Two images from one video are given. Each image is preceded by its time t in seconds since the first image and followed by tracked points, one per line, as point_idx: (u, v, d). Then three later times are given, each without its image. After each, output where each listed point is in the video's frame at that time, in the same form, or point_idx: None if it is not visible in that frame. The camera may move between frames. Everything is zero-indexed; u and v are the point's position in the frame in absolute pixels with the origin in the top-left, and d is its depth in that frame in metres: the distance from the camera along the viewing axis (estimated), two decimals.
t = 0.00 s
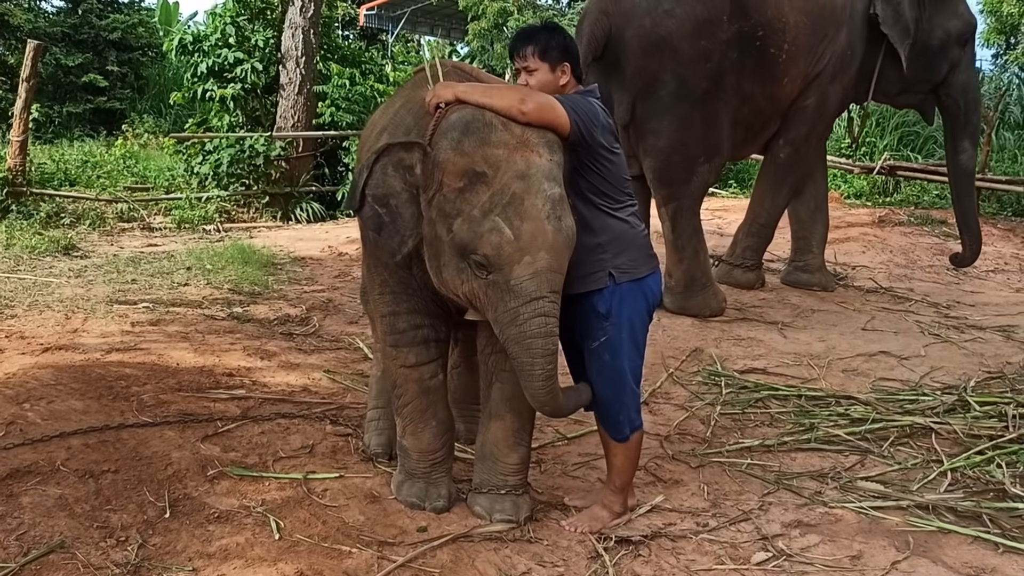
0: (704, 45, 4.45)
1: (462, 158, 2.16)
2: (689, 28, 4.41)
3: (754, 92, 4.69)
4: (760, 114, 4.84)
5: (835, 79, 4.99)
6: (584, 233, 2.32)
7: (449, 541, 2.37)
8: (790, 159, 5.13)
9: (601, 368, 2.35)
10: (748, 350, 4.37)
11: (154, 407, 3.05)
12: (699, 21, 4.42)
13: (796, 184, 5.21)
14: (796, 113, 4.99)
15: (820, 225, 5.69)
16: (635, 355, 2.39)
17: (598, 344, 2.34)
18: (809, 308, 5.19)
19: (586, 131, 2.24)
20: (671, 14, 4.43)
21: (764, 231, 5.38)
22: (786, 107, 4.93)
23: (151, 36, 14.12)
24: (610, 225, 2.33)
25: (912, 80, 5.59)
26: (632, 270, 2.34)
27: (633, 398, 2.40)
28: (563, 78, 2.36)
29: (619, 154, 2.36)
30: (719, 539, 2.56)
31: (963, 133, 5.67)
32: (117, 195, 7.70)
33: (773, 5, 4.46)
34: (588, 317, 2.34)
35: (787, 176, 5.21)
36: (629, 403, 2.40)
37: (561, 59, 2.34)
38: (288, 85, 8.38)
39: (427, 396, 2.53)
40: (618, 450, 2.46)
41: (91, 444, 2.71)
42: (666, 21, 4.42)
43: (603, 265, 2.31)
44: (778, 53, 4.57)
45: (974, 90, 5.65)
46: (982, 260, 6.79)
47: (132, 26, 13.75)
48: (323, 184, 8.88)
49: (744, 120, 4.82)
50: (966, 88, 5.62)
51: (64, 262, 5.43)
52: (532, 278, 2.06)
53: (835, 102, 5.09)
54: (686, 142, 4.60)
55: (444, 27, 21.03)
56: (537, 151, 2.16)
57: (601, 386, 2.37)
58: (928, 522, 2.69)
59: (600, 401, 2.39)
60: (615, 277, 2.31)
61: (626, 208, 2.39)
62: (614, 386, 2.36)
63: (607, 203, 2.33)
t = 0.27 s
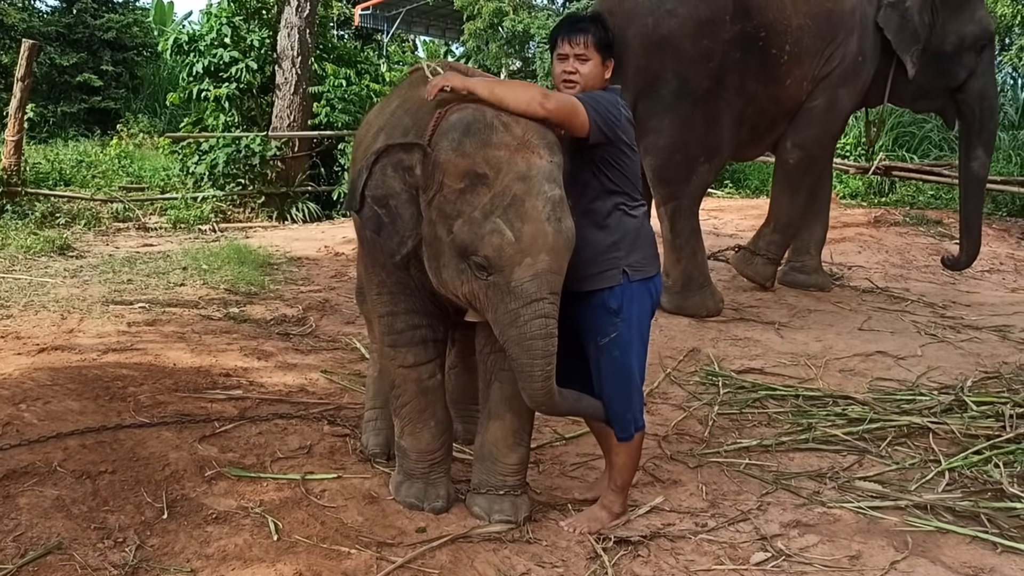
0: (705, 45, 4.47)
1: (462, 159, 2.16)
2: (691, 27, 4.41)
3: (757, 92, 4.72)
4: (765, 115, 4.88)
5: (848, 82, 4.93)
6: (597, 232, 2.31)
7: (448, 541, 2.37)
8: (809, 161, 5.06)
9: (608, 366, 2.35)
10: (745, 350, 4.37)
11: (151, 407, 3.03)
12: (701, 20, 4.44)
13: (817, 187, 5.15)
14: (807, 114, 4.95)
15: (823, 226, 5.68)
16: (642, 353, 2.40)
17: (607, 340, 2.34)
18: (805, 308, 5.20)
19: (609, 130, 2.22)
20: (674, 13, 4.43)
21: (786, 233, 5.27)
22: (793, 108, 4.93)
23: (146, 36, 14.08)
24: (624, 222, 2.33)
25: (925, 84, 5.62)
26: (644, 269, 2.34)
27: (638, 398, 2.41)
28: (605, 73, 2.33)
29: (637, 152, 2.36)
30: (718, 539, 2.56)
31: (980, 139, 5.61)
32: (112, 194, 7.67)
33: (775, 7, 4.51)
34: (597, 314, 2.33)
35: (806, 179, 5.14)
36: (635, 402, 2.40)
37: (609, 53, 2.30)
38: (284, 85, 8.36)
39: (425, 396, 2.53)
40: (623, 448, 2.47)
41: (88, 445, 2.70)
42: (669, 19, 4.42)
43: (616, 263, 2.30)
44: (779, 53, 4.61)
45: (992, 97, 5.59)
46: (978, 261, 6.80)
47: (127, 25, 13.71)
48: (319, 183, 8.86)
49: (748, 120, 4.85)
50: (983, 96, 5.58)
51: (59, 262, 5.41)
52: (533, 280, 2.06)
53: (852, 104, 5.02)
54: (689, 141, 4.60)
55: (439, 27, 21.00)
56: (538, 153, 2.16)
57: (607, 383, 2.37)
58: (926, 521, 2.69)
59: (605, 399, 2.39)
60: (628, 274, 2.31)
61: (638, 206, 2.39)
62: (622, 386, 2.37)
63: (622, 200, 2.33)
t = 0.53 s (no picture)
0: (705, 44, 4.46)
1: (467, 152, 2.16)
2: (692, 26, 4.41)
3: (763, 92, 4.66)
4: (776, 117, 4.81)
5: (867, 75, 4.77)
6: (616, 225, 2.27)
7: (444, 543, 2.35)
8: (850, 154, 4.82)
9: (617, 360, 2.33)
10: (741, 351, 4.36)
11: (145, 408, 3.02)
12: (701, 19, 4.43)
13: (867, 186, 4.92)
14: (827, 109, 4.82)
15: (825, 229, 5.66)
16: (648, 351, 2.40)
17: (623, 334, 2.31)
18: (802, 307, 5.19)
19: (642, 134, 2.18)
20: (674, 14, 4.44)
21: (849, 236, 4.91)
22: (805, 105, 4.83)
23: (141, 36, 14.04)
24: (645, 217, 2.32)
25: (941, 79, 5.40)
26: (658, 266, 2.35)
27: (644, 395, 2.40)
28: (627, 75, 2.25)
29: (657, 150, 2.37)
30: (715, 540, 2.55)
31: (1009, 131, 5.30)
32: (106, 194, 7.65)
33: (776, 6, 4.51)
34: (611, 307, 2.30)
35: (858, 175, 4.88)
36: (641, 400, 2.39)
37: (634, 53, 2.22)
38: (279, 85, 8.34)
39: (422, 397, 2.51)
40: (624, 446, 2.45)
41: (81, 446, 2.68)
42: (670, 19, 4.43)
43: (636, 257, 2.29)
44: (783, 53, 4.58)
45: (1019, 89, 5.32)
46: (974, 261, 6.80)
47: (122, 25, 13.67)
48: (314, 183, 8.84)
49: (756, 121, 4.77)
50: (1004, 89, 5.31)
51: (53, 263, 5.39)
52: (538, 273, 2.03)
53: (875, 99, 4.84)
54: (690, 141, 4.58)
55: (435, 27, 20.99)
56: (541, 148, 2.17)
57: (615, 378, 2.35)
58: (923, 523, 2.68)
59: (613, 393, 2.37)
60: (646, 270, 2.31)
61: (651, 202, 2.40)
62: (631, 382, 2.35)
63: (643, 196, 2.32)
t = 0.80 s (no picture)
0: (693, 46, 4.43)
1: (469, 151, 2.13)
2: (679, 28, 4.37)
3: (757, 94, 4.65)
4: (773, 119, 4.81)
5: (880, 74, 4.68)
6: (642, 221, 2.31)
7: (438, 543, 2.35)
8: (869, 160, 4.75)
9: (641, 354, 2.36)
10: (736, 351, 4.37)
11: (139, 409, 3.01)
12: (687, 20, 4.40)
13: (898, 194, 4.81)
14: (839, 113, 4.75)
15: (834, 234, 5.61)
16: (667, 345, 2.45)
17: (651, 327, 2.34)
18: (797, 308, 5.20)
19: (666, 142, 2.26)
20: (661, 15, 4.40)
21: (874, 250, 4.80)
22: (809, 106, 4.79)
23: (137, 36, 14.02)
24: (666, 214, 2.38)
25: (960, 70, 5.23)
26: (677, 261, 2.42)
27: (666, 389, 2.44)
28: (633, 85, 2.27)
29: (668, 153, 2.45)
30: (709, 540, 2.56)
31: None
32: (101, 194, 7.64)
33: (767, 8, 4.48)
34: (638, 301, 2.33)
35: (883, 181, 4.78)
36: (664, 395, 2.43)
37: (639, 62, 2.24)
38: (275, 85, 8.34)
39: (418, 397, 2.51)
40: (635, 440, 2.45)
41: (75, 447, 2.67)
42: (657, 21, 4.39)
43: (664, 252, 2.35)
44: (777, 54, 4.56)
45: None
46: (969, 261, 6.82)
47: (118, 25, 13.64)
48: (310, 184, 8.83)
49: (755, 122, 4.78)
50: None
51: (47, 263, 5.37)
52: (546, 268, 2.04)
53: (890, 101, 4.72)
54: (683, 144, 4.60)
55: (432, 27, 20.99)
56: (543, 145, 2.16)
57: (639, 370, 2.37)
58: (917, 522, 2.69)
59: (635, 386, 2.39)
60: (672, 264, 2.37)
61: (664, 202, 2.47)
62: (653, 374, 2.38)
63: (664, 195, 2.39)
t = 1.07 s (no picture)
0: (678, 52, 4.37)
1: (471, 149, 2.10)
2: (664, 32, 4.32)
3: (743, 97, 4.63)
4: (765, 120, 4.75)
5: (885, 75, 4.55)
6: (670, 223, 2.29)
7: (428, 547, 2.33)
8: (871, 165, 4.64)
9: (672, 356, 2.32)
10: (731, 352, 4.35)
11: (128, 410, 2.99)
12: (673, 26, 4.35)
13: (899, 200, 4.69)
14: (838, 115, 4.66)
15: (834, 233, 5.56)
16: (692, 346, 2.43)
17: (684, 327, 2.32)
18: (793, 308, 5.18)
19: (700, 148, 2.23)
20: (645, 20, 4.35)
21: (863, 258, 4.71)
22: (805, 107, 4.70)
23: (131, 35, 13.98)
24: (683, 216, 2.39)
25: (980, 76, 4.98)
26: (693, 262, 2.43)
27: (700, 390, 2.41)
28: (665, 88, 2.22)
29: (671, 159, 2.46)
30: (703, 544, 2.53)
31: None
32: (95, 194, 7.60)
33: (752, 13, 4.45)
34: (670, 302, 2.31)
35: (882, 188, 4.67)
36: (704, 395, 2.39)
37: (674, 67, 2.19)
38: (269, 84, 8.32)
39: (410, 399, 2.47)
40: (689, 441, 2.38)
41: (62, 449, 2.64)
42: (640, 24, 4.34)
43: (686, 251, 2.35)
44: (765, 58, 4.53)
45: None
46: (965, 261, 6.80)
47: (113, 24, 13.59)
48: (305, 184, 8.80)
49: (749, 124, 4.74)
50: None
51: (39, 263, 5.34)
52: (550, 266, 1.99)
53: (892, 105, 4.58)
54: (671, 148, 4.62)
55: (428, 27, 20.96)
56: (543, 142, 2.12)
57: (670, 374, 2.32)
58: (911, 525, 2.67)
59: (666, 390, 2.33)
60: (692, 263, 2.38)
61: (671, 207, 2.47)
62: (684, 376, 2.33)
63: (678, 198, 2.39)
